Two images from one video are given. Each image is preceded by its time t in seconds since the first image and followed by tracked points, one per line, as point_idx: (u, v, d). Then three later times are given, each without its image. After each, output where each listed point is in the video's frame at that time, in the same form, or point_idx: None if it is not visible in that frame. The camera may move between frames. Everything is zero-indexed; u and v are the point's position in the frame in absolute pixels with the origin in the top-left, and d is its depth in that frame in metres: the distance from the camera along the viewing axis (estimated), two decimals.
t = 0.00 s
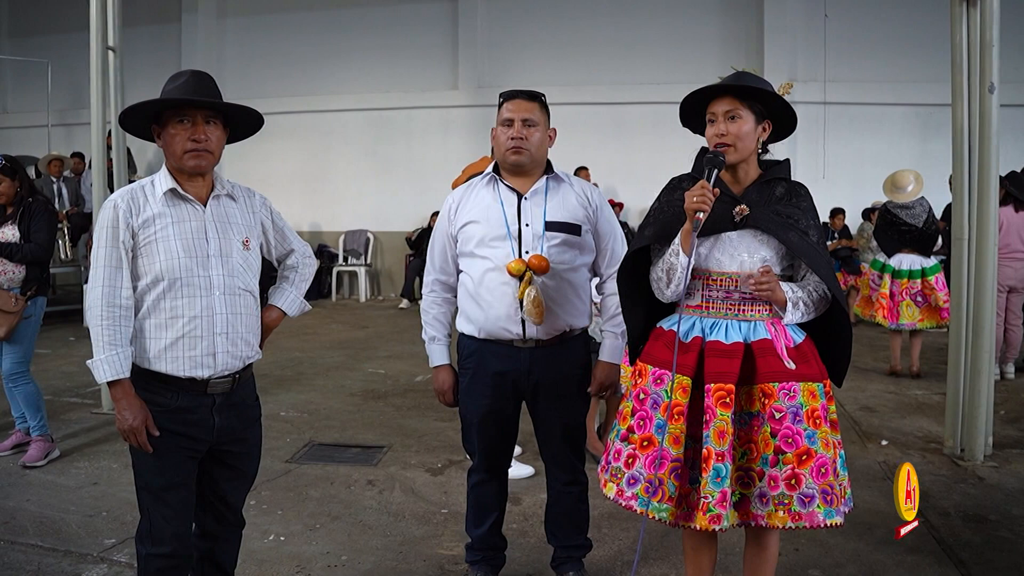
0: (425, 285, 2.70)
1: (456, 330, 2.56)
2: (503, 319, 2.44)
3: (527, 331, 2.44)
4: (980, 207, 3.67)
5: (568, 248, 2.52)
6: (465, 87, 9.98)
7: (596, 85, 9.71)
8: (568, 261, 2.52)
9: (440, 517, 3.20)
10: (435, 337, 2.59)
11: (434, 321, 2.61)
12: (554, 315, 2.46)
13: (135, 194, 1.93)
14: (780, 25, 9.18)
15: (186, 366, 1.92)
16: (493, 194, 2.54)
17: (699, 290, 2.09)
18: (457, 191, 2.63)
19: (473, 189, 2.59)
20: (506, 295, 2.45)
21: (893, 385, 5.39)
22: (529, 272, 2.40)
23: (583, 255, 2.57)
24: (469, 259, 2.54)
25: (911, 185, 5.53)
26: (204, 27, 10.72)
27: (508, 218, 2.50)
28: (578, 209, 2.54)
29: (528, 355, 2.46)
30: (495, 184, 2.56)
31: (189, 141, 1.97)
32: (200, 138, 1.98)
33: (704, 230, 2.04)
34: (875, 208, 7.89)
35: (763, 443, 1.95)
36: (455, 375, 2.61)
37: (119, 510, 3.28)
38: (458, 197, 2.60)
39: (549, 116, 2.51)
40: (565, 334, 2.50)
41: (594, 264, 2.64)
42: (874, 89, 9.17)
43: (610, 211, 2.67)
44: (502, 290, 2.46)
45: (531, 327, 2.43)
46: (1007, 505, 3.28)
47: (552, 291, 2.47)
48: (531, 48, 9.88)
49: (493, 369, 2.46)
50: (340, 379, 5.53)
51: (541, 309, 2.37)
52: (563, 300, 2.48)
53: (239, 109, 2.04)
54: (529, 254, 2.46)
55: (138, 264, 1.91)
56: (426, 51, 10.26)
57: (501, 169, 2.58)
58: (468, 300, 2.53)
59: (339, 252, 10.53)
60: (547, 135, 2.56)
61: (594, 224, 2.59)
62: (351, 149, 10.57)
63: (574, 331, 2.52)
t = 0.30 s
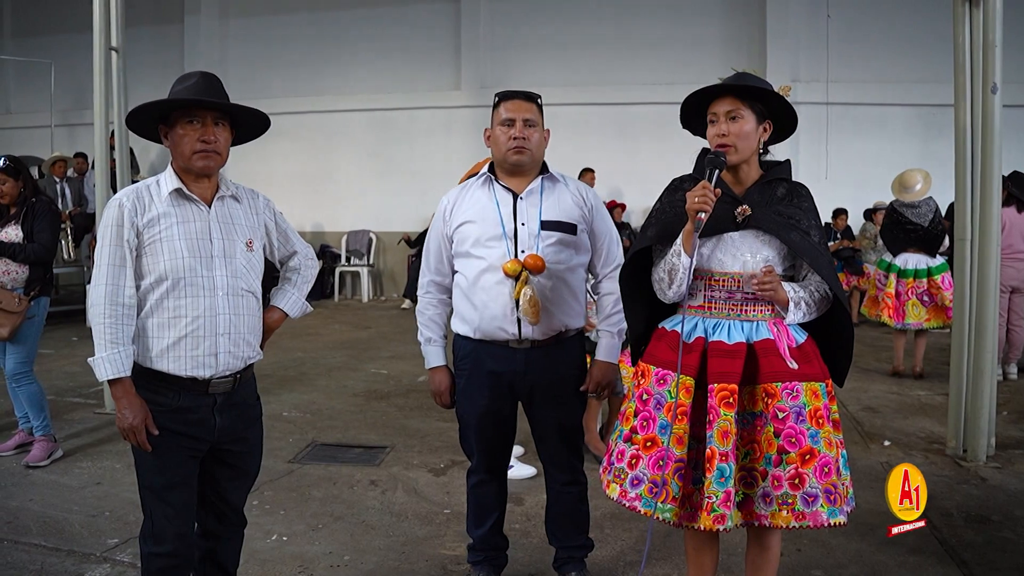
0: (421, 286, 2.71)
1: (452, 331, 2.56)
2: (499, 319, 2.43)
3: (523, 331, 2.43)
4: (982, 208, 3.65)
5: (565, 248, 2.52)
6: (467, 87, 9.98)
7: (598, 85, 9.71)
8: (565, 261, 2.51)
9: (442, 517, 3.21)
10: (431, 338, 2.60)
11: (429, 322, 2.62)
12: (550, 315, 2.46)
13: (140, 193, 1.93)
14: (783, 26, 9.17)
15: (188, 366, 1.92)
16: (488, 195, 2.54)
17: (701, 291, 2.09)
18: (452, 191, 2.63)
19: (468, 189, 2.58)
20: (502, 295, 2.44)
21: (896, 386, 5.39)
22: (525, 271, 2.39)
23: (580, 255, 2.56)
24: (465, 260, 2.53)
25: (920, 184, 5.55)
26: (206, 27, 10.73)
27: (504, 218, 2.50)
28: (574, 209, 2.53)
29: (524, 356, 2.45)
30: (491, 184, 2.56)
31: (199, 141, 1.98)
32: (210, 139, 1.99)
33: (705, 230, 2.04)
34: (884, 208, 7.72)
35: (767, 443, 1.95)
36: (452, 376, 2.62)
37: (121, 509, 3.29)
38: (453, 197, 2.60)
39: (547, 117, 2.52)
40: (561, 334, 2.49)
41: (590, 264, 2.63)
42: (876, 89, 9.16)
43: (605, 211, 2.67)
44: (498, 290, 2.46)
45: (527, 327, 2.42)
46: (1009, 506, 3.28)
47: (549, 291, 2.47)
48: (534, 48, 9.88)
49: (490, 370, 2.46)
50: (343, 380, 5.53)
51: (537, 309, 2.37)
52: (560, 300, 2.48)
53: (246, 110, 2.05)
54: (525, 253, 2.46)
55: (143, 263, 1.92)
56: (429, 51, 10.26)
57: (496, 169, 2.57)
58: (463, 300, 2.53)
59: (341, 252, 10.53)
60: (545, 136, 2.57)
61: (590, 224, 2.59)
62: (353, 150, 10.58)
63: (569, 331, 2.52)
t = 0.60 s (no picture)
0: (408, 287, 2.64)
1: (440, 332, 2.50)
2: (489, 320, 2.38)
3: (513, 332, 2.38)
4: (983, 210, 3.65)
5: (554, 250, 2.47)
6: (468, 87, 9.99)
7: (599, 86, 9.71)
8: (554, 262, 2.46)
9: (443, 517, 3.21)
10: (420, 339, 2.54)
11: (418, 324, 2.57)
12: (541, 316, 2.40)
13: (142, 193, 1.93)
14: (784, 25, 9.17)
15: (192, 367, 1.92)
16: (477, 196, 2.48)
17: (700, 291, 2.10)
18: (440, 192, 2.57)
19: (456, 191, 2.53)
20: (492, 296, 2.39)
21: (897, 386, 5.39)
22: (515, 272, 2.36)
23: (569, 256, 2.52)
24: (454, 260, 2.47)
25: (925, 185, 5.50)
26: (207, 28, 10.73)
27: (493, 219, 2.45)
28: (563, 210, 2.49)
29: (513, 357, 2.40)
30: (479, 186, 2.51)
31: (207, 142, 1.98)
32: (219, 139, 1.99)
33: (702, 231, 2.05)
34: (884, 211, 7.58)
35: (760, 444, 1.96)
36: (442, 377, 2.56)
37: (123, 510, 3.29)
38: (441, 198, 2.54)
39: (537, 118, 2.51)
40: (550, 335, 2.45)
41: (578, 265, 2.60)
42: (877, 89, 9.16)
43: (593, 213, 2.65)
44: (487, 291, 2.40)
45: (516, 328, 2.37)
46: (1010, 506, 3.28)
47: (539, 292, 2.41)
48: (534, 48, 9.88)
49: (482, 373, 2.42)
50: (344, 380, 5.54)
51: (527, 309, 2.33)
52: (550, 301, 2.42)
53: (251, 111, 2.06)
54: (514, 254, 2.41)
55: (147, 264, 1.91)
56: (429, 52, 10.26)
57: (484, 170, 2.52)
58: (452, 301, 2.47)
59: (342, 253, 10.53)
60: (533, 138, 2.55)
61: (579, 225, 2.56)
62: (354, 150, 10.58)
63: (557, 332, 2.47)
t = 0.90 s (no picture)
0: (394, 288, 2.58)
1: (428, 334, 2.47)
2: (480, 321, 2.36)
3: (504, 332, 2.37)
4: (986, 212, 3.65)
5: (544, 252, 2.45)
6: (470, 87, 9.99)
7: (601, 86, 9.71)
8: (545, 263, 2.45)
9: (445, 517, 3.21)
10: (408, 341, 2.50)
11: (405, 325, 2.52)
12: (532, 316, 2.39)
13: (143, 193, 1.91)
14: (786, 26, 9.16)
15: (199, 367, 1.93)
16: (466, 197, 2.46)
17: (701, 290, 2.11)
18: (428, 193, 2.53)
19: (445, 191, 2.50)
20: (483, 297, 2.37)
21: (898, 386, 5.39)
22: (508, 273, 2.35)
23: (558, 257, 2.51)
24: (444, 261, 2.44)
25: (920, 185, 5.50)
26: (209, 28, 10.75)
27: (483, 220, 2.42)
28: (553, 212, 2.48)
29: (504, 358, 2.38)
30: (469, 187, 2.48)
31: (210, 141, 1.98)
32: (221, 139, 2.00)
33: (703, 230, 2.06)
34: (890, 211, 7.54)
35: (753, 445, 1.96)
36: (431, 379, 2.51)
37: (125, 509, 3.29)
38: (429, 199, 2.51)
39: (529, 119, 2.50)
40: (539, 335, 2.44)
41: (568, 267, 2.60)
42: (879, 89, 9.15)
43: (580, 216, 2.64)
44: (479, 292, 2.38)
45: (508, 328, 2.36)
46: (1012, 506, 3.28)
47: (532, 294, 2.40)
48: (536, 48, 9.88)
49: (475, 373, 2.39)
50: (346, 380, 5.54)
51: (519, 310, 2.33)
52: (540, 303, 2.41)
53: (249, 110, 2.07)
54: (506, 255, 2.39)
55: (152, 264, 1.90)
56: (431, 52, 10.26)
57: (476, 170, 2.49)
58: (441, 303, 2.44)
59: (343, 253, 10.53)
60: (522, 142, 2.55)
61: (567, 227, 2.55)
62: (356, 150, 10.58)
63: (546, 333, 2.46)
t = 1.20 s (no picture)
0: (383, 288, 2.52)
1: (422, 336, 2.47)
2: (475, 322, 2.36)
3: (498, 332, 2.37)
4: (986, 212, 3.66)
5: (537, 252, 2.46)
6: (470, 88, 9.99)
7: (601, 86, 9.71)
8: (539, 264, 2.46)
9: (445, 517, 3.22)
10: (399, 344, 2.45)
11: (396, 327, 2.46)
12: (526, 315, 2.40)
13: (133, 196, 1.91)
14: (786, 26, 9.16)
15: (195, 370, 1.94)
16: (459, 199, 2.44)
17: (699, 290, 2.12)
18: (417, 194, 2.50)
19: (436, 192, 2.48)
20: (480, 298, 2.36)
21: (898, 387, 5.39)
22: (504, 272, 2.34)
23: (550, 257, 2.52)
24: (437, 263, 2.42)
25: (907, 187, 5.51)
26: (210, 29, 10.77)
27: (477, 221, 2.41)
28: (544, 213, 2.49)
29: (498, 359, 2.39)
30: (460, 188, 2.47)
31: (201, 141, 1.99)
32: (211, 138, 2.01)
33: (703, 231, 2.07)
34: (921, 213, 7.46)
35: (746, 446, 1.96)
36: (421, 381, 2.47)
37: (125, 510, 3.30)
38: (419, 200, 2.48)
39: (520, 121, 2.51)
40: (531, 335, 2.44)
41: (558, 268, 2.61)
42: (879, 89, 9.15)
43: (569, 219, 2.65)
44: (473, 293, 2.37)
45: (503, 328, 2.36)
46: (1011, 507, 3.28)
47: (527, 294, 2.41)
48: (536, 49, 9.88)
49: (469, 375, 2.39)
50: (346, 380, 5.55)
51: (516, 309, 2.33)
52: (534, 302, 2.42)
53: (236, 108, 2.08)
54: (501, 255, 2.39)
55: (145, 268, 1.90)
56: (431, 52, 10.27)
57: (466, 171, 2.48)
58: (434, 304, 2.43)
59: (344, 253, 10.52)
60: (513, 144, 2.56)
61: (557, 228, 2.56)
62: (356, 150, 10.59)
63: (537, 333, 2.47)
